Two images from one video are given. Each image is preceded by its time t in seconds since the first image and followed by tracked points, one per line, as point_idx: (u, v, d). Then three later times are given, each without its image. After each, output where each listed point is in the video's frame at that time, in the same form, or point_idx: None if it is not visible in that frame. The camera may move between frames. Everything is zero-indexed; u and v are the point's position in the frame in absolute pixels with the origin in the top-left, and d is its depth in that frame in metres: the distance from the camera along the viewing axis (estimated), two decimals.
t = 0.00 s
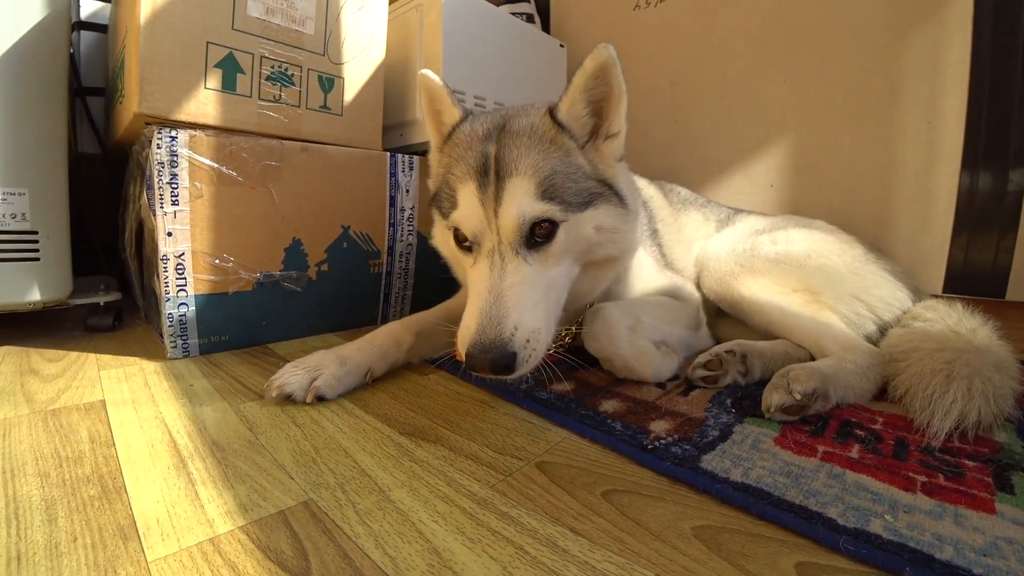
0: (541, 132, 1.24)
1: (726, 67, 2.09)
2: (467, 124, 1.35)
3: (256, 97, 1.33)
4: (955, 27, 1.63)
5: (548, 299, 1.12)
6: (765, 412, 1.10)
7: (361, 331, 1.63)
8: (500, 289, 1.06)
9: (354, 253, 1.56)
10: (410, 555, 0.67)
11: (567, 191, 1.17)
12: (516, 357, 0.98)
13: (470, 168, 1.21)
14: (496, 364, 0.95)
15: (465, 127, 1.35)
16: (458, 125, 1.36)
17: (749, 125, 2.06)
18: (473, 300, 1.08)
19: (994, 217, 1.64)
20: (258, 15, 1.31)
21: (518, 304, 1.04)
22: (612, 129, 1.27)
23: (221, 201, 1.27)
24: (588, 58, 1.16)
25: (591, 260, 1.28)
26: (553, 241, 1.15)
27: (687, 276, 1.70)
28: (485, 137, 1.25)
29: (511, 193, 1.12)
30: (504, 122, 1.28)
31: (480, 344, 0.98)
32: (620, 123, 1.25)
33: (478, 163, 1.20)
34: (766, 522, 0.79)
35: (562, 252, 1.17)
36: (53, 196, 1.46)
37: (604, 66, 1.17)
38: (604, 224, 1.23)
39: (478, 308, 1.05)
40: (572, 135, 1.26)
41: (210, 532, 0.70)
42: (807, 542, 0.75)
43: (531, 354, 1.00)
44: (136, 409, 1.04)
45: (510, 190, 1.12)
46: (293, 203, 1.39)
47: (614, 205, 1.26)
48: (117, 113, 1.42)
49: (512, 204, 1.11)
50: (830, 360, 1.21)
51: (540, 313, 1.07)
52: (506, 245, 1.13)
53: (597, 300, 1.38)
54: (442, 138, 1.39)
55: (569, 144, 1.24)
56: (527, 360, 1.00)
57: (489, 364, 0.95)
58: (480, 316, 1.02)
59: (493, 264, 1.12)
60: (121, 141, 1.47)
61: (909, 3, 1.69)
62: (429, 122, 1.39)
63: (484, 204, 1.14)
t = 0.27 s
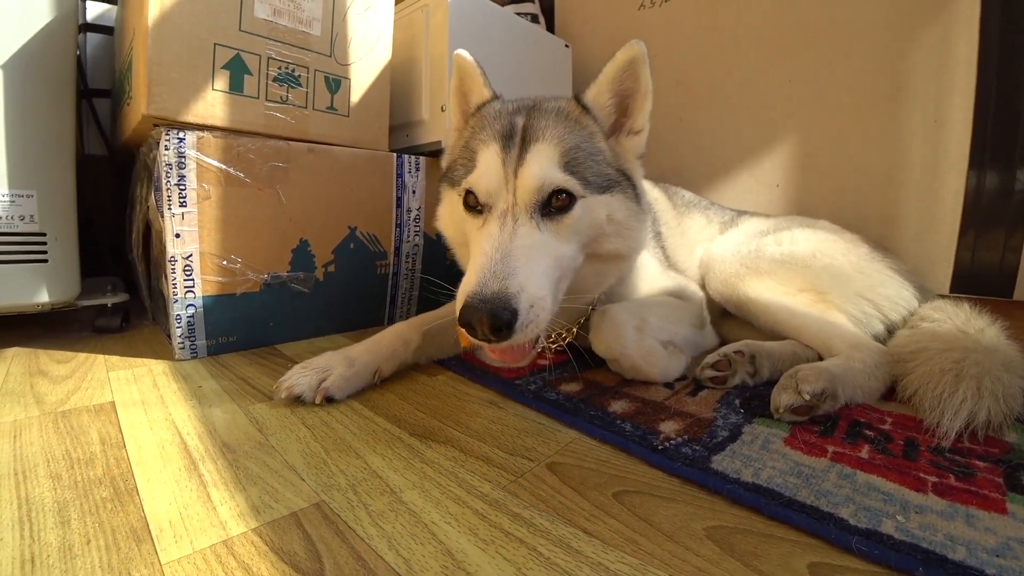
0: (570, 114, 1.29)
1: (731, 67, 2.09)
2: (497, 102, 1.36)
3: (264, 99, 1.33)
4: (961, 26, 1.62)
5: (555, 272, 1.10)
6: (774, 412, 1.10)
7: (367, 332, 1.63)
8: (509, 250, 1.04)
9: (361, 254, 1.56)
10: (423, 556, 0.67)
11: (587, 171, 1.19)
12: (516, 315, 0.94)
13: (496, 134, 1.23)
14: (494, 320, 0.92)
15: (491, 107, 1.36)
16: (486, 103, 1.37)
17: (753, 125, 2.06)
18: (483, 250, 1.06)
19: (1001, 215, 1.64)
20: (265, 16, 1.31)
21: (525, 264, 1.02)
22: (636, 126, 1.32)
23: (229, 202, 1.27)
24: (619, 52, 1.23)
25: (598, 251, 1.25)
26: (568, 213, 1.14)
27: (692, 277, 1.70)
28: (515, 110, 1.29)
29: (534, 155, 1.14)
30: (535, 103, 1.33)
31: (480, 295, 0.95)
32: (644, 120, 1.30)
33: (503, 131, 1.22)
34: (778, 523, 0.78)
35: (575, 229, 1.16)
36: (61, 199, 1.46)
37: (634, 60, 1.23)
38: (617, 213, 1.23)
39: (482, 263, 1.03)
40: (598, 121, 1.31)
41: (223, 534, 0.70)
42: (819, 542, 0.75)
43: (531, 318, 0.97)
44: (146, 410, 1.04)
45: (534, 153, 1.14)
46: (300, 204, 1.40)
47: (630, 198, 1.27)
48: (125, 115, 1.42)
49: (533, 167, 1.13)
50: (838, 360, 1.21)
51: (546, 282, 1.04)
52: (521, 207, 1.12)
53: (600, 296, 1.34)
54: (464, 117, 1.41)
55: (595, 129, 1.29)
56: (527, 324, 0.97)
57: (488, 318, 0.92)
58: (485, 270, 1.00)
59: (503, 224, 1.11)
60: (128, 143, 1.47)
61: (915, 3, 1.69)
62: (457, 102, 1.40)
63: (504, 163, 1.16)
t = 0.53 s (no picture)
0: (583, 124, 1.27)
1: (731, 67, 2.09)
2: (511, 98, 1.34)
3: (265, 98, 1.34)
4: (961, 26, 1.63)
5: (551, 289, 1.13)
6: (773, 411, 1.10)
7: (368, 330, 1.63)
8: (509, 266, 1.06)
9: (362, 253, 1.56)
10: (424, 552, 0.68)
11: (594, 189, 1.19)
12: (509, 337, 0.98)
13: (508, 141, 1.20)
14: (489, 340, 0.96)
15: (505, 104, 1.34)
16: (501, 99, 1.36)
17: (754, 125, 2.07)
18: (485, 263, 1.08)
19: (1002, 216, 1.65)
20: (267, 16, 1.31)
21: (522, 283, 1.05)
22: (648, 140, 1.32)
23: (230, 201, 1.28)
24: (645, 67, 1.20)
25: (597, 261, 1.28)
26: (570, 233, 1.16)
27: (692, 277, 1.70)
28: (530, 115, 1.25)
29: (544, 175, 1.12)
30: (550, 107, 1.29)
31: (478, 315, 0.98)
32: (656, 136, 1.30)
33: (515, 138, 1.19)
34: (777, 520, 0.79)
35: (574, 246, 1.17)
36: (63, 197, 1.47)
37: (657, 77, 1.21)
38: (617, 229, 1.25)
39: (483, 277, 1.05)
40: (611, 133, 1.30)
41: (225, 530, 0.70)
42: (818, 540, 0.75)
43: (524, 338, 1.02)
44: (147, 408, 1.04)
45: (544, 172, 1.13)
46: (301, 203, 1.40)
47: (632, 213, 1.28)
48: (127, 114, 1.43)
49: (542, 188, 1.11)
50: (838, 359, 1.21)
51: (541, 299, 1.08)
52: (526, 225, 1.12)
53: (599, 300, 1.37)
54: (478, 105, 1.39)
55: (606, 141, 1.28)
56: (520, 344, 1.01)
57: (483, 339, 0.96)
58: (486, 286, 1.03)
59: (507, 240, 1.11)
60: (130, 142, 1.48)
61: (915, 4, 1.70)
62: (472, 91, 1.38)
63: (514, 176, 1.13)
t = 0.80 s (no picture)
0: (584, 116, 1.28)
1: (731, 67, 2.10)
2: (510, 92, 1.34)
3: (265, 95, 1.33)
4: (960, 28, 1.63)
5: (560, 272, 1.13)
6: (772, 410, 1.11)
7: (367, 328, 1.63)
8: (522, 248, 1.05)
9: (361, 251, 1.56)
10: (425, 549, 0.67)
11: (598, 175, 1.19)
12: (528, 317, 0.98)
13: (512, 128, 1.19)
14: (509, 322, 0.96)
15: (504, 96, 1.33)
16: (499, 92, 1.35)
17: (753, 125, 2.07)
18: (497, 244, 1.06)
19: (1000, 216, 1.66)
20: (268, 12, 1.31)
21: (536, 266, 1.04)
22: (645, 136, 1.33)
23: (230, 198, 1.27)
24: (643, 65, 1.22)
25: (596, 250, 1.26)
26: (578, 217, 1.15)
27: (691, 276, 1.70)
28: (531, 105, 1.25)
29: (552, 160, 1.12)
30: (550, 99, 1.30)
31: (496, 297, 0.97)
32: (653, 130, 1.31)
33: (519, 126, 1.18)
34: (777, 518, 0.79)
35: (581, 231, 1.17)
36: (61, 193, 1.46)
37: (655, 74, 1.23)
38: (619, 216, 1.24)
39: (496, 259, 1.03)
40: (610, 126, 1.31)
41: (225, 527, 0.70)
42: (818, 537, 0.75)
43: (541, 319, 1.02)
44: (146, 405, 1.04)
45: (552, 157, 1.12)
46: (301, 201, 1.40)
47: (632, 202, 1.28)
48: (126, 110, 1.42)
49: (550, 172, 1.11)
50: (837, 358, 1.21)
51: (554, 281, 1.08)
52: (535, 208, 1.11)
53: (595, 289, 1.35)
54: (472, 100, 1.38)
55: (607, 132, 1.29)
56: (538, 324, 1.01)
57: (503, 320, 0.96)
58: (501, 268, 1.01)
59: (516, 223, 1.09)
60: (129, 138, 1.47)
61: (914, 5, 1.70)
62: (467, 82, 1.37)
63: (520, 160, 1.12)
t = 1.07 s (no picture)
0: (594, 122, 1.27)
1: (729, 66, 2.10)
2: (518, 95, 1.32)
3: (263, 98, 1.33)
4: (958, 25, 1.63)
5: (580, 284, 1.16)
6: (775, 409, 1.10)
7: (368, 331, 1.63)
8: (549, 267, 1.06)
9: (361, 253, 1.55)
10: (430, 555, 0.67)
11: (611, 182, 1.20)
12: (561, 335, 1.01)
13: (527, 141, 1.17)
14: (544, 343, 0.98)
15: (512, 100, 1.32)
16: (507, 96, 1.33)
17: (751, 124, 2.07)
18: (524, 265, 1.06)
19: (998, 213, 1.66)
20: (265, 15, 1.30)
21: (563, 283, 1.06)
22: (651, 137, 1.33)
23: (229, 202, 1.27)
24: (650, 68, 1.22)
25: (607, 252, 1.29)
26: (595, 228, 1.18)
27: (692, 276, 1.70)
28: (541, 113, 1.23)
29: (570, 176, 1.12)
30: (558, 105, 1.28)
31: (531, 320, 0.99)
32: (659, 132, 1.32)
33: (534, 138, 1.16)
34: (781, 519, 0.79)
35: (596, 240, 1.20)
36: (59, 198, 1.45)
37: (661, 77, 1.24)
38: (629, 219, 1.26)
39: (526, 280, 1.04)
40: (619, 131, 1.31)
41: (228, 535, 0.70)
42: (823, 538, 0.75)
43: (571, 335, 1.05)
44: (146, 411, 1.03)
45: (569, 173, 1.12)
46: (300, 204, 1.39)
47: (641, 204, 1.30)
48: (122, 114, 1.41)
49: (570, 188, 1.11)
50: (838, 357, 1.21)
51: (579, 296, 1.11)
52: (556, 224, 1.11)
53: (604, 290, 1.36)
54: (481, 102, 1.35)
55: (617, 139, 1.29)
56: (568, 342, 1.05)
57: (539, 342, 0.98)
58: (531, 288, 1.02)
59: (540, 241, 1.10)
60: (127, 143, 1.46)
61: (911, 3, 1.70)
62: (474, 83, 1.34)
63: (539, 178, 1.11)
